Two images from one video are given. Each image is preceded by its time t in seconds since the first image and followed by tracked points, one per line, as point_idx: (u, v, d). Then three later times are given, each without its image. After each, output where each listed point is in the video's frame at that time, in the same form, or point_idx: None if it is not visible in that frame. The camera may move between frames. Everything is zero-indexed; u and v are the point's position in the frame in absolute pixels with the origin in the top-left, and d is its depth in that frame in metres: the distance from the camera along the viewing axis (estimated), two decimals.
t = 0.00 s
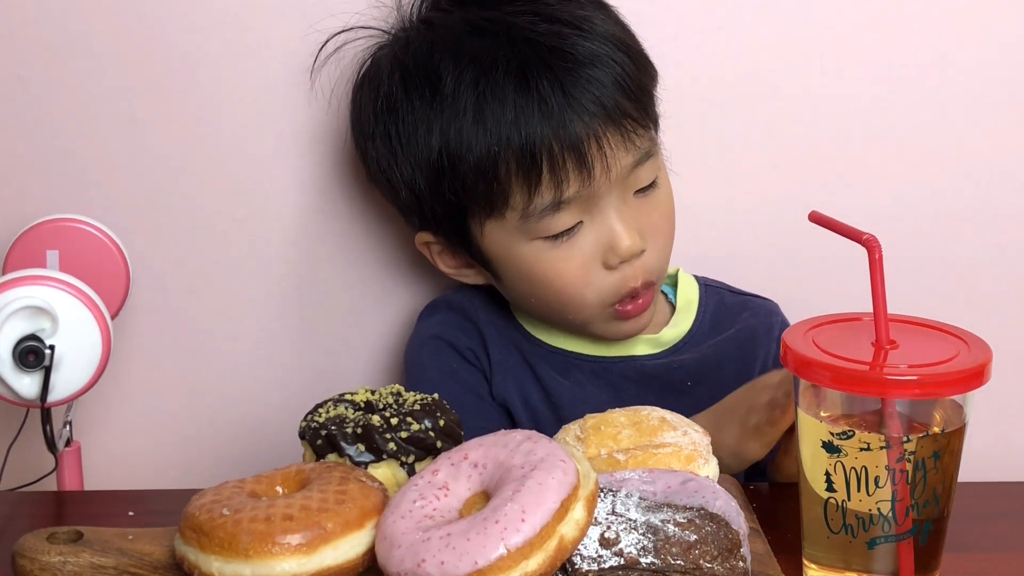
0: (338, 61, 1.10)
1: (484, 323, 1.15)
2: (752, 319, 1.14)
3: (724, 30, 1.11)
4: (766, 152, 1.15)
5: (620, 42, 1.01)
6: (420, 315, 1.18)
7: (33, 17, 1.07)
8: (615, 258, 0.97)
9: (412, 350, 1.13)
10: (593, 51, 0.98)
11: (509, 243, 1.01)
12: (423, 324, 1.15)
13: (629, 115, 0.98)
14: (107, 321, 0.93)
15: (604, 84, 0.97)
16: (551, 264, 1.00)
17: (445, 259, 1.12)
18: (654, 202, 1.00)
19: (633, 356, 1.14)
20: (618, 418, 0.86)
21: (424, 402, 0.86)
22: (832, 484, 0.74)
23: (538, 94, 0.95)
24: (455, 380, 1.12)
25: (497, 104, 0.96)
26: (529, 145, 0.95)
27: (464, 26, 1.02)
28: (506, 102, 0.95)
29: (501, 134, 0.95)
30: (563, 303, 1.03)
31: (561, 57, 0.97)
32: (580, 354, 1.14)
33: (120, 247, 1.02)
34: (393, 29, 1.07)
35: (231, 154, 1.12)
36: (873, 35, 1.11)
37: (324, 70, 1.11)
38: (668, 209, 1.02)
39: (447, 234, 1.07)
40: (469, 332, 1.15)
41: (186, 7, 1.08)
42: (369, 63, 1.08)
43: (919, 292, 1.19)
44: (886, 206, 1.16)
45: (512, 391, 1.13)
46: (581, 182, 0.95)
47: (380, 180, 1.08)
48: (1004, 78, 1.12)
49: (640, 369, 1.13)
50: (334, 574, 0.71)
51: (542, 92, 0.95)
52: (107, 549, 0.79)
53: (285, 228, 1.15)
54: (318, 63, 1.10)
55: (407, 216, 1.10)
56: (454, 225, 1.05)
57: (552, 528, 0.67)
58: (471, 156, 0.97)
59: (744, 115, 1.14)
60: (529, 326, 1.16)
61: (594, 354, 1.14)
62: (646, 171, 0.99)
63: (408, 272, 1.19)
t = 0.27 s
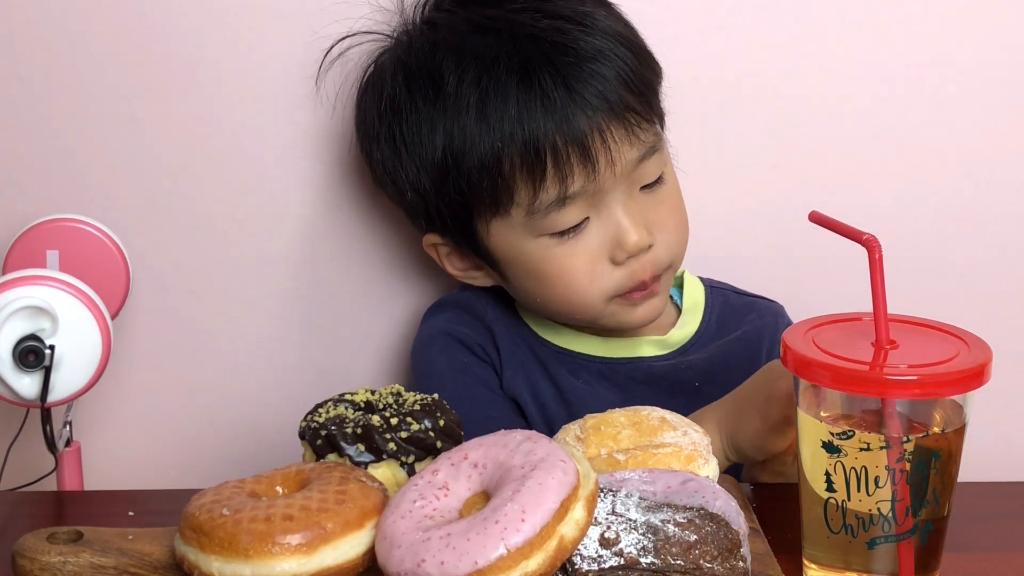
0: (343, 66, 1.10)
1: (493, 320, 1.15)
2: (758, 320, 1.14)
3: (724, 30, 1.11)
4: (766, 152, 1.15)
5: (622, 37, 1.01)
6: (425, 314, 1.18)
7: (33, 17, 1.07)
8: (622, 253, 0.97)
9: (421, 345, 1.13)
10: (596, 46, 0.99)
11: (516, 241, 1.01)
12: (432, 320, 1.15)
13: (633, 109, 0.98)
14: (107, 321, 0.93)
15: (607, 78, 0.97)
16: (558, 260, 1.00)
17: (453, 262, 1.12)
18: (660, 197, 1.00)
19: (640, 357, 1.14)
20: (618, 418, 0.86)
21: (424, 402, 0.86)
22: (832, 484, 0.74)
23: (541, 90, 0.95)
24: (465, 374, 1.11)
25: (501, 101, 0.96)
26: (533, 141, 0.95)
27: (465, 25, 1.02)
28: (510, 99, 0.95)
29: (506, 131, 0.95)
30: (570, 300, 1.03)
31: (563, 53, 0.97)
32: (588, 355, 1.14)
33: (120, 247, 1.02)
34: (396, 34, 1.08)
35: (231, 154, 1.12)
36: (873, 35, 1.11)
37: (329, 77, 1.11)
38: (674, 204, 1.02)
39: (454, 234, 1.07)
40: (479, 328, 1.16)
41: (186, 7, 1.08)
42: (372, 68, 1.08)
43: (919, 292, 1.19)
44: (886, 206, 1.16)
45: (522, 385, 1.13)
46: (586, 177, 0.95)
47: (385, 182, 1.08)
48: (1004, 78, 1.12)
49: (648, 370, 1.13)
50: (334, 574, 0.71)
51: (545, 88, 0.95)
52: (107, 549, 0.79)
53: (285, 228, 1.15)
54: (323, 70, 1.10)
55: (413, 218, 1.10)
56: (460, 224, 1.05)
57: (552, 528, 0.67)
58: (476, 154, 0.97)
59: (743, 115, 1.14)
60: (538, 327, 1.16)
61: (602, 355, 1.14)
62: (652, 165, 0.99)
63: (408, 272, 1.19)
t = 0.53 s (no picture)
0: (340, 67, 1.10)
1: (485, 325, 1.16)
2: (754, 319, 1.14)
3: (724, 30, 1.11)
4: (766, 152, 1.15)
5: (619, 34, 1.01)
6: (422, 316, 1.19)
7: (32, 17, 1.07)
8: (620, 250, 0.97)
9: (415, 352, 1.14)
10: (592, 44, 0.99)
11: (514, 239, 1.01)
12: (425, 327, 1.15)
13: (630, 106, 0.98)
14: (107, 321, 0.93)
15: (604, 75, 0.97)
16: (556, 258, 0.99)
17: (451, 263, 1.12)
18: (658, 194, 1.00)
19: (635, 359, 1.14)
20: (618, 418, 0.86)
21: (424, 402, 0.86)
22: (832, 484, 0.74)
23: (538, 87, 0.95)
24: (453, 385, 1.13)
25: (497, 98, 0.96)
26: (530, 138, 0.95)
27: (462, 23, 1.02)
28: (506, 96, 0.95)
29: (503, 128, 0.95)
30: (569, 299, 1.03)
31: (560, 50, 0.97)
32: (582, 357, 1.14)
33: (120, 247, 1.02)
34: (391, 34, 1.08)
35: (231, 154, 1.12)
36: (873, 35, 1.11)
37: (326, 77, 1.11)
38: (672, 201, 1.02)
39: (452, 234, 1.07)
40: (472, 335, 1.16)
41: (186, 7, 1.08)
42: (368, 69, 1.08)
43: (919, 292, 1.19)
44: (886, 206, 1.16)
45: (512, 395, 1.13)
46: (583, 173, 0.95)
47: (383, 183, 1.08)
48: (1004, 78, 1.12)
49: (642, 372, 1.13)
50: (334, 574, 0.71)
51: (541, 85, 0.95)
52: (107, 549, 0.79)
53: (285, 228, 1.15)
54: (320, 71, 1.10)
55: (412, 219, 1.10)
56: (459, 224, 1.05)
57: (552, 528, 0.67)
58: (473, 152, 0.97)
59: (743, 115, 1.14)
60: (537, 328, 1.16)
61: (597, 356, 1.14)
62: (650, 163, 0.98)
63: (408, 272, 1.19)
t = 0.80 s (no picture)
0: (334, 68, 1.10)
1: (480, 327, 1.16)
2: (751, 319, 1.15)
3: (724, 30, 1.11)
4: (766, 152, 1.15)
5: (612, 36, 1.01)
6: (419, 317, 1.19)
7: (33, 17, 1.07)
8: (614, 252, 0.97)
9: (409, 357, 1.15)
10: (585, 46, 0.99)
11: (507, 241, 1.01)
12: (420, 330, 1.16)
13: (623, 108, 0.98)
14: (107, 321, 0.93)
15: (597, 77, 0.97)
16: (550, 261, 1.00)
17: (445, 265, 1.12)
18: (652, 196, 1.00)
19: (630, 358, 1.14)
20: (618, 418, 0.86)
21: (424, 402, 0.86)
22: (832, 485, 0.74)
23: (530, 90, 0.95)
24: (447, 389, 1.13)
25: (489, 101, 0.96)
26: (522, 141, 0.95)
27: (454, 26, 1.02)
28: (498, 99, 0.95)
29: (495, 131, 0.95)
30: (563, 301, 1.03)
31: (552, 52, 0.97)
32: (576, 357, 1.14)
33: (120, 247, 1.02)
34: (384, 37, 1.08)
35: (231, 154, 1.12)
36: (873, 35, 1.11)
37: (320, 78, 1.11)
38: (666, 203, 1.02)
39: (446, 236, 1.07)
40: (466, 337, 1.16)
41: (186, 7, 1.08)
42: (362, 71, 1.08)
43: (919, 292, 1.19)
44: (886, 206, 1.16)
45: (505, 398, 1.14)
46: (576, 176, 0.95)
47: (377, 186, 1.08)
48: (1004, 77, 1.12)
49: (637, 372, 1.13)
50: (334, 574, 0.71)
51: (534, 88, 0.95)
52: (107, 549, 0.79)
53: (285, 228, 1.15)
54: (313, 73, 1.10)
55: (406, 222, 1.10)
56: (452, 226, 1.05)
57: (552, 528, 0.67)
58: (465, 155, 0.97)
59: (743, 116, 1.14)
60: (533, 329, 1.16)
61: (591, 357, 1.14)
62: (643, 165, 0.98)
63: (408, 272, 1.19)
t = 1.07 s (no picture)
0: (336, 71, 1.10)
1: (492, 319, 1.16)
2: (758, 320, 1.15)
3: (724, 30, 1.11)
4: (766, 153, 1.15)
5: (612, 37, 1.00)
6: (424, 315, 1.19)
7: (33, 17, 1.07)
8: (615, 254, 0.97)
9: (421, 348, 1.13)
10: (585, 48, 0.98)
11: (509, 244, 1.01)
12: (431, 323, 1.15)
13: (624, 109, 0.98)
14: (107, 321, 0.93)
15: (597, 79, 0.97)
16: (552, 263, 1.00)
17: (450, 266, 1.13)
18: (653, 197, 1.00)
19: (638, 357, 1.14)
20: (618, 418, 0.86)
21: (424, 402, 0.86)
22: (832, 484, 0.74)
23: (530, 93, 0.95)
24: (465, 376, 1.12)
25: (489, 105, 0.96)
26: (522, 145, 0.95)
27: (454, 29, 1.02)
28: (498, 103, 0.96)
29: (496, 135, 0.96)
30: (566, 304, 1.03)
31: (551, 55, 0.97)
32: (588, 355, 1.15)
33: (120, 247, 1.02)
34: (385, 39, 1.08)
35: (231, 154, 1.12)
36: (873, 36, 1.11)
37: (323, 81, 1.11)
38: (668, 204, 1.02)
39: (449, 239, 1.07)
40: (478, 330, 1.16)
41: (187, 7, 1.08)
42: (363, 74, 1.08)
43: (919, 292, 1.19)
44: (886, 206, 1.16)
45: (523, 388, 1.13)
46: (576, 179, 0.95)
47: (379, 189, 1.08)
48: (1004, 78, 1.12)
49: (648, 370, 1.14)
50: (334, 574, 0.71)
51: (533, 91, 0.95)
52: (107, 549, 0.79)
53: (285, 228, 1.15)
54: (316, 76, 1.10)
55: (408, 224, 1.10)
56: (455, 229, 1.05)
57: (552, 528, 0.67)
58: (466, 158, 0.98)
59: (743, 116, 1.14)
60: (538, 329, 1.16)
61: (603, 355, 1.15)
62: (644, 166, 0.98)
63: (408, 272, 1.19)
